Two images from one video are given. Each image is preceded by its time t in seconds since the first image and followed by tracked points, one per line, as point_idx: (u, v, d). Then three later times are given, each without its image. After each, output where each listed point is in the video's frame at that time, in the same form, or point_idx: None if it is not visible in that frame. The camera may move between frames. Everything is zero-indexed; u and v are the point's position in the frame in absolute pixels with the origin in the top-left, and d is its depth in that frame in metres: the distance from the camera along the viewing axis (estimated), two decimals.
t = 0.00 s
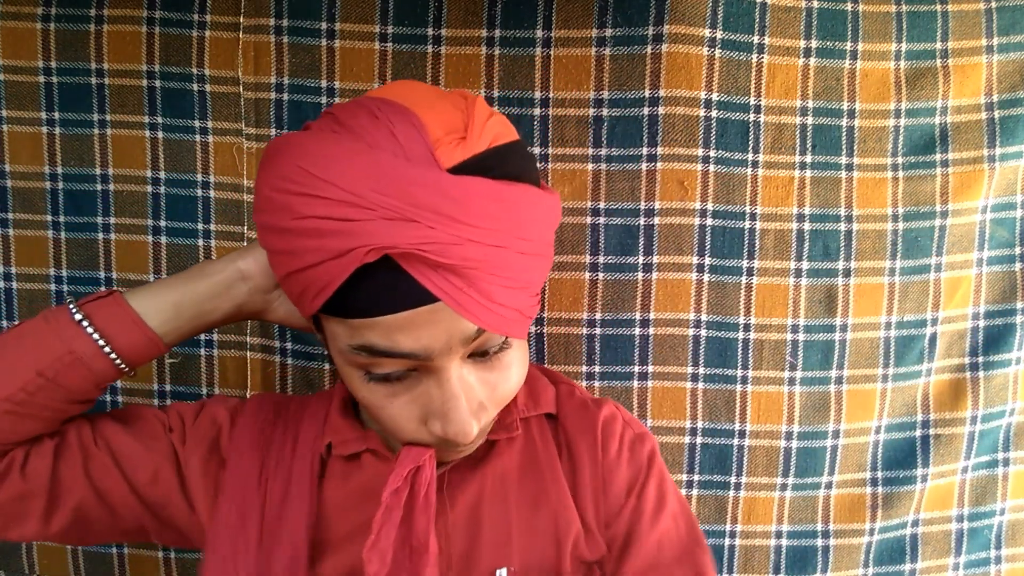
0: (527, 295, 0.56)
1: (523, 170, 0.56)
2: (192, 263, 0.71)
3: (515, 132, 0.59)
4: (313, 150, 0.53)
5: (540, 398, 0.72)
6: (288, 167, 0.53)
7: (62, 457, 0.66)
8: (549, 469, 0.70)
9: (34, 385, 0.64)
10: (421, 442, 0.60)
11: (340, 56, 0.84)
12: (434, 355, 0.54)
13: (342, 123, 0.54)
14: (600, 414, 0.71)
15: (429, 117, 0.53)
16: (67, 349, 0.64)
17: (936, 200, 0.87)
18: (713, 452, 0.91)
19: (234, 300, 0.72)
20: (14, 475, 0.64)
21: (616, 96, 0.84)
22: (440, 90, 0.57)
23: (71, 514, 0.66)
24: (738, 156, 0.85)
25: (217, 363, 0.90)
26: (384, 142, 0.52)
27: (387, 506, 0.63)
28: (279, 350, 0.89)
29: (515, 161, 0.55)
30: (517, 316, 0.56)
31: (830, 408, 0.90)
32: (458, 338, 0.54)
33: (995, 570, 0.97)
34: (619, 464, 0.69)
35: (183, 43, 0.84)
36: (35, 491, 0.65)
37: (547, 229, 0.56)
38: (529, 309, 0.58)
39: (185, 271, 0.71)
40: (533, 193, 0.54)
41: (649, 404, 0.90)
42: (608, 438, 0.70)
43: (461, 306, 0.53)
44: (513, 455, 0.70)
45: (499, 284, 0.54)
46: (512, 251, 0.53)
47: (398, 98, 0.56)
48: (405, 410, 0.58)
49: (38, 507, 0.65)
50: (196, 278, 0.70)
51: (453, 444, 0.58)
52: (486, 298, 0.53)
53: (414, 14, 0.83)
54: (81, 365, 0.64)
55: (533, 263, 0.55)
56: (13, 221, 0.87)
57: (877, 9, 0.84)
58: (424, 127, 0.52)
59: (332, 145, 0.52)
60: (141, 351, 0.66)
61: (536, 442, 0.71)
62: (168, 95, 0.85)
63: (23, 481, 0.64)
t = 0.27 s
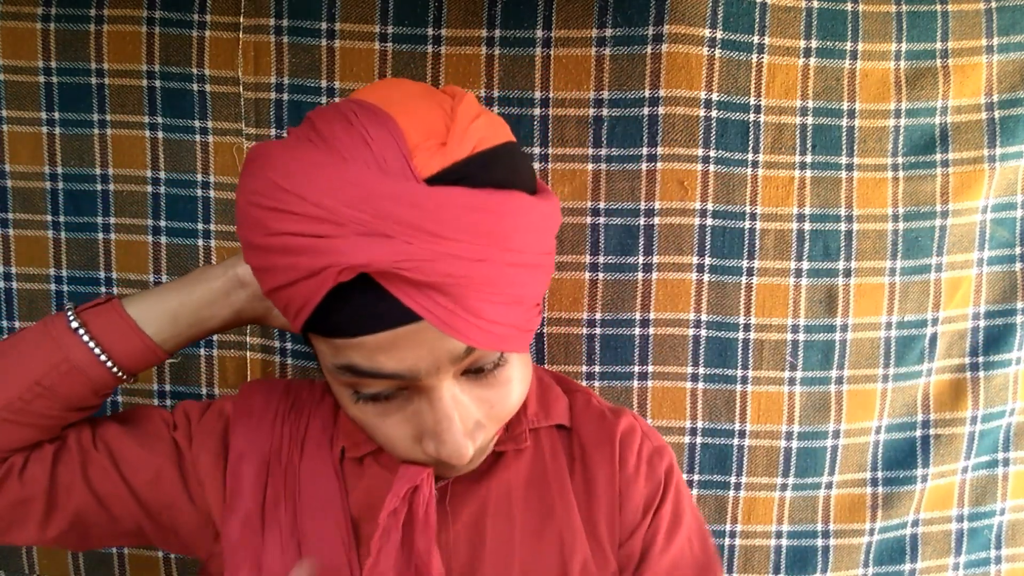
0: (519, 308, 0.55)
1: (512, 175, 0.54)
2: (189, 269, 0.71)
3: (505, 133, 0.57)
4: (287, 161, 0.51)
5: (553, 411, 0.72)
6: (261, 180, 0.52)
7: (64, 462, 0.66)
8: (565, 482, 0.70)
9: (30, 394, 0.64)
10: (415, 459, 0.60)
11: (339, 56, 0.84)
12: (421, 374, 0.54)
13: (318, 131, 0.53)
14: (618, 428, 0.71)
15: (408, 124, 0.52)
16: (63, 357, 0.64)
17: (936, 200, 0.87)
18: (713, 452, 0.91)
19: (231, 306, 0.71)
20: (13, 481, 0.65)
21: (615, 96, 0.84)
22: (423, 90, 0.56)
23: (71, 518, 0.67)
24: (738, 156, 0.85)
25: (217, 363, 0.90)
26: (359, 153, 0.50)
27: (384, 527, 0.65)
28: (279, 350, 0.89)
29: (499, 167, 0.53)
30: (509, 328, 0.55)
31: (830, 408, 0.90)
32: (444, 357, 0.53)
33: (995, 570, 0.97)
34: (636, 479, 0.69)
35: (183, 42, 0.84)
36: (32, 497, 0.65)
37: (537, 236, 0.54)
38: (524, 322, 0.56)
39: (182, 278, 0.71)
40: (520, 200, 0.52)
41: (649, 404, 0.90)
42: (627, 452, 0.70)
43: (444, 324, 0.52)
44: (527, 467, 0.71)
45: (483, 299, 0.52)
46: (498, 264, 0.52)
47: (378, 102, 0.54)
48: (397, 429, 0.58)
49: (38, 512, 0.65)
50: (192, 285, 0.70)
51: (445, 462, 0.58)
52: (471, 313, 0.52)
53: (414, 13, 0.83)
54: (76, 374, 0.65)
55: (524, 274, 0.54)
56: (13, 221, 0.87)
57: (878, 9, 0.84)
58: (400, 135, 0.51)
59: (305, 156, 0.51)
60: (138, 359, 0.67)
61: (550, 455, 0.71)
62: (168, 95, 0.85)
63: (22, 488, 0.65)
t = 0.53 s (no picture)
0: (514, 312, 0.53)
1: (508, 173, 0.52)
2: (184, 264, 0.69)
3: (501, 126, 0.54)
4: (271, 160, 0.50)
5: (554, 413, 0.71)
6: (244, 179, 0.51)
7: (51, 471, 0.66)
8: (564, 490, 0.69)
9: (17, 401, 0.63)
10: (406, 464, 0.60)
11: (339, 56, 0.84)
12: (411, 380, 0.53)
13: (305, 127, 0.51)
14: (620, 437, 0.70)
15: (399, 119, 0.50)
16: (48, 363, 0.63)
17: (936, 200, 0.87)
18: (713, 452, 0.91)
19: (224, 306, 0.69)
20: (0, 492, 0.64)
21: (616, 96, 0.84)
22: (416, 81, 0.53)
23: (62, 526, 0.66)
24: (738, 156, 0.85)
25: (217, 363, 0.90)
26: (345, 153, 0.49)
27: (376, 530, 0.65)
28: (279, 349, 0.89)
29: (493, 164, 0.51)
30: (503, 332, 0.53)
31: (830, 408, 0.90)
32: (435, 362, 0.52)
33: (995, 570, 0.97)
34: (632, 491, 0.68)
35: (183, 42, 0.84)
36: (23, 509, 0.65)
37: (535, 237, 0.52)
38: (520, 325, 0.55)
39: (176, 273, 0.69)
40: (515, 201, 0.50)
41: (649, 404, 0.90)
42: (628, 462, 0.69)
43: (434, 331, 0.51)
44: (525, 472, 0.70)
45: (476, 304, 0.51)
46: (493, 268, 0.50)
47: (366, 95, 0.52)
48: (389, 433, 0.58)
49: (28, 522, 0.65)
50: (184, 282, 0.68)
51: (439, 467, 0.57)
52: (463, 319, 0.51)
53: (414, 13, 0.83)
54: (62, 380, 0.64)
55: (519, 276, 0.52)
56: (13, 221, 0.87)
57: (877, 9, 0.84)
58: (390, 132, 0.49)
59: (291, 154, 0.50)
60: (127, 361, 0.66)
61: (549, 460, 0.71)
62: (168, 95, 0.85)
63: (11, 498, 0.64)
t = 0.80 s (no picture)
0: (470, 304, 0.55)
1: (465, 170, 0.55)
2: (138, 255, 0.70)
3: (458, 122, 0.57)
4: (229, 151, 0.52)
5: (514, 411, 0.71)
6: (205, 171, 0.52)
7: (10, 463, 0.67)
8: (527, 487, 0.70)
9: None
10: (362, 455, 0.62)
11: (339, 56, 0.84)
12: (365, 371, 0.55)
13: (264, 119, 0.53)
14: (582, 432, 0.70)
15: (358, 114, 0.52)
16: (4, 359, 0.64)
17: (936, 200, 0.87)
18: (713, 452, 0.91)
19: (183, 298, 0.69)
20: None
21: (615, 96, 0.84)
22: (375, 78, 0.56)
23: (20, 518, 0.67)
24: (738, 156, 0.85)
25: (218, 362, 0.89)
26: (302, 144, 0.51)
27: (331, 524, 0.66)
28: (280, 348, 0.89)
29: (450, 159, 0.54)
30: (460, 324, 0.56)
31: (830, 408, 0.90)
32: (389, 355, 0.55)
33: (995, 571, 0.97)
34: (604, 483, 0.69)
35: (183, 42, 0.84)
36: None
37: (490, 233, 0.55)
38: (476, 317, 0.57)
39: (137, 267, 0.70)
40: (471, 194, 0.53)
41: (649, 404, 0.90)
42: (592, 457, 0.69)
43: (387, 322, 0.53)
44: (488, 470, 0.70)
45: (432, 296, 0.53)
46: (449, 261, 0.53)
47: (329, 91, 0.54)
48: (344, 426, 0.60)
49: None
50: (142, 277, 0.69)
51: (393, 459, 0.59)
52: (418, 309, 0.53)
53: (414, 13, 0.83)
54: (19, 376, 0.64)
55: (476, 269, 0.54)
56: (13, 221, 0.87)
57: (878, 9, 0.84)
58: (348, 126, 0.51)
59: (250, 147, 0.51)
60: (83, 355, 0.66)
61: (510, 457, 0.71)
62: (168, 95, 0.85)
63: None
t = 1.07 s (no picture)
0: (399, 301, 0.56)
1: (403, 171, 0.56)
2: (72, 239, 0.67)
3: (396, 126, 0.58)
4: (167, 145, 0.52)
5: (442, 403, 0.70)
6: (141, 161, 0.52)
7: None
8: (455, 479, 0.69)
9: None
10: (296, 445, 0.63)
11: (339, 56, 0.84)
12: (293, 361, 0.56)
13: (202, 114, 0.53)
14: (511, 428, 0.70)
15: (297, 112, 0.53)
16: None
17: (936, 200, 0.87)
18: (713, 452, 0.91)
19: (122, 285, 0.66)
20: None
21: (615, 96, 0.84)
22: (319, 78, 0.57)
23: None
24: (738, 156, 0.85)
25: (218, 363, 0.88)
26: (236, 138, 0.51)
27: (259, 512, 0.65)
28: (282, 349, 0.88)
29: (388, 159, 0.55)
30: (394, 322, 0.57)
31: (830, 408, 0.90)
32: (317, 346, 0.56)
33: (995, 571, 0.97)
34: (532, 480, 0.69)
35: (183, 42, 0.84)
36: None
37: (422, 233, 0.56)
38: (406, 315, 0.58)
39: (74, 253, 0.67)
40: (406, 195, 0.54)
41: (649, 404, 0.89)
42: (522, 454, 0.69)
43: (315, 315, 0.54)
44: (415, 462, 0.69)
45: (361, 292, 0.54)
46: (380, 258, 0.54)
47: (269, 89, 0.55)
48: (274, 415, 0.60)
49: None
50: (79, 266, 0.66)
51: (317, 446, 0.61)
52: (349, 306, 0.54)
53: (414, 13, 0.83)
54: None
55: (410, 268, 0.56)
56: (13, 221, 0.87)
57: (878, 9, 0.84)
58: (286, 124, 0.52)
59: (186, 138, 0.52)
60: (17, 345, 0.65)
61: (439, 448, 0.70)
62: (168, 95, 0.84)
63: None
